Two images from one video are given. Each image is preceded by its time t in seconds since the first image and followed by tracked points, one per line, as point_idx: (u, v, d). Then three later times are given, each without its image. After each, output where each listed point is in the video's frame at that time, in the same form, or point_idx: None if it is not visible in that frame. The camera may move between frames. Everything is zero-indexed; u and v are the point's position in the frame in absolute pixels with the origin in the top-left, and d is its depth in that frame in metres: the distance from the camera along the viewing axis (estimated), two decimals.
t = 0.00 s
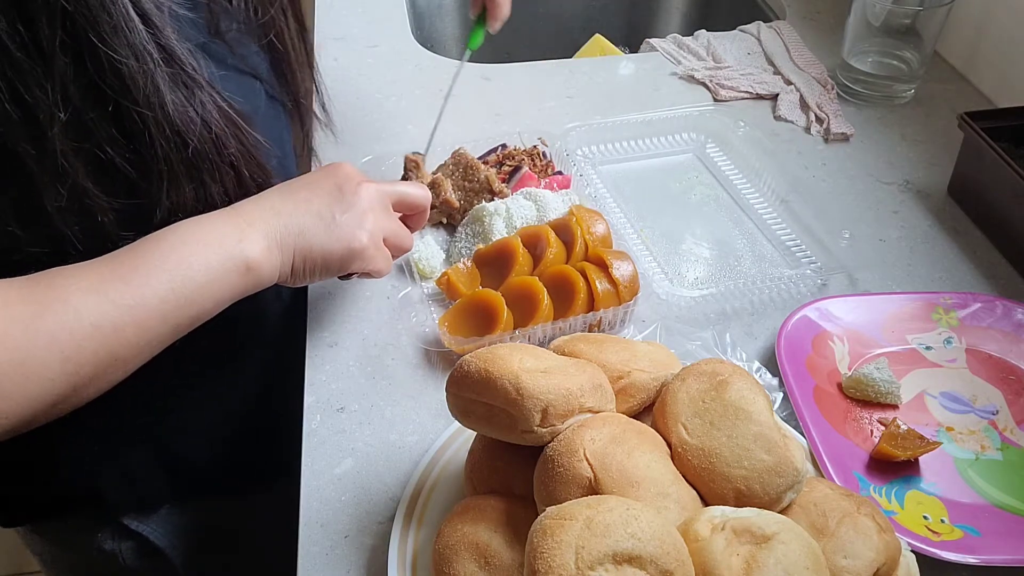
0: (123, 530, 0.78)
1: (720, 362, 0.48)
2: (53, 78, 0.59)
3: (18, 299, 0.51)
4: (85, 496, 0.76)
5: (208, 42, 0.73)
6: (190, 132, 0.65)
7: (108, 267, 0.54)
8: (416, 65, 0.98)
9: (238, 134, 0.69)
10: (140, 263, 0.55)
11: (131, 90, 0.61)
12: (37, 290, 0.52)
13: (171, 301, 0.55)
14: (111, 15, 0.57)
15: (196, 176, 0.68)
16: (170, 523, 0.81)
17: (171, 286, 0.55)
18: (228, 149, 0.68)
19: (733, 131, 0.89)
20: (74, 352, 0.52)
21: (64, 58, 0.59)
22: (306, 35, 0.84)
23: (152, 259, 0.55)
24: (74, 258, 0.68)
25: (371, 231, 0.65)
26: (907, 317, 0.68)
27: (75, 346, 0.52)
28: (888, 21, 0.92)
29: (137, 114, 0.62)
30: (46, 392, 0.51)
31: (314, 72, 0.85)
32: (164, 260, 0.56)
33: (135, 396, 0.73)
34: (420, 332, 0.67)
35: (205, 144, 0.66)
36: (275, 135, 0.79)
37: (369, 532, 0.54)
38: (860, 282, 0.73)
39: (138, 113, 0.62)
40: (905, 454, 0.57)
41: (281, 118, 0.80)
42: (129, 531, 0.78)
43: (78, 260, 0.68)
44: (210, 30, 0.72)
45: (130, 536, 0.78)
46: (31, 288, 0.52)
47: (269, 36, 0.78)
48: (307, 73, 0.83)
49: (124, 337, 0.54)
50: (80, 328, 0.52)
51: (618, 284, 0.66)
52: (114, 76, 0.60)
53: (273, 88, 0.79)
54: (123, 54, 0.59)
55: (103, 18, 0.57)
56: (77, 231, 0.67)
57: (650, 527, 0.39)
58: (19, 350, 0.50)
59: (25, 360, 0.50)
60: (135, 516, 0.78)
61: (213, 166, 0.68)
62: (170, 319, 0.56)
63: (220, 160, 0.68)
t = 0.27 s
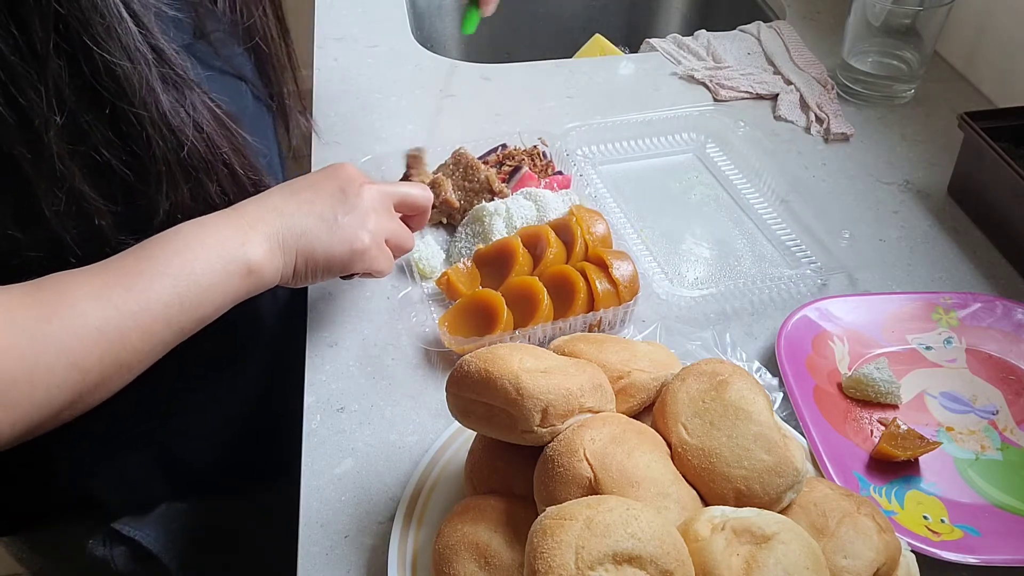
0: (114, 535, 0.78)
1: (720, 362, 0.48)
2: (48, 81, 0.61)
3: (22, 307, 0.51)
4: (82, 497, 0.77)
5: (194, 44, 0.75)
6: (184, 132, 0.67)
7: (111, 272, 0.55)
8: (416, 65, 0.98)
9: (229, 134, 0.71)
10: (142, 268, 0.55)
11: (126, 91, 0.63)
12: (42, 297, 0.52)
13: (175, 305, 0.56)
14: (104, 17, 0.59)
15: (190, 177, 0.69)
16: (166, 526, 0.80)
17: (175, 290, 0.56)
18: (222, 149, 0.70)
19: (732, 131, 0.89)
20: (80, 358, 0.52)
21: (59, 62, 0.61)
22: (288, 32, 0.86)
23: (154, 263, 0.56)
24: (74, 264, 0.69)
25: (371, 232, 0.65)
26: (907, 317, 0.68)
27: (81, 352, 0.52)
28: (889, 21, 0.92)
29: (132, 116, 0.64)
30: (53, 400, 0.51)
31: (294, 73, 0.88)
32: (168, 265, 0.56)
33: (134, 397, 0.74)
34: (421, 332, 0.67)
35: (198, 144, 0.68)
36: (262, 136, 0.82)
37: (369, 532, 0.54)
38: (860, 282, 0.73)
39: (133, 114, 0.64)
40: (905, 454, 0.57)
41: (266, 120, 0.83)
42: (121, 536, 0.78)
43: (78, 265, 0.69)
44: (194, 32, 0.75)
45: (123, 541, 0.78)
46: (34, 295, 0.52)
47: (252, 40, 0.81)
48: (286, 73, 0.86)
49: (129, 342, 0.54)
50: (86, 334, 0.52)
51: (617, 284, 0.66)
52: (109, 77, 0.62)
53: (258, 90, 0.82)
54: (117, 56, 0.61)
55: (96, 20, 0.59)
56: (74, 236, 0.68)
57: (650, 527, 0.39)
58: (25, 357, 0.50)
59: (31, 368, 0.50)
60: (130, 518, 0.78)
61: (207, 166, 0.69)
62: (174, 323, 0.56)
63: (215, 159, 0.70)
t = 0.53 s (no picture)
0: (114, 536, 0.78)
1: (720, 362, 0.48)
2: (42, 86, 0.61)
3: (22, 315, 0.51)
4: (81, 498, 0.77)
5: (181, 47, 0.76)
6: (177, 135, 0.67)
7: (110, 280, 0.55)
8: (416, 65, 0.98)
9: (221, 136, 0.72)
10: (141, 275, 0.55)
11: (121, 94, 0.63)
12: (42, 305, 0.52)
13: (174, 313, 0.56)
14: (98, 20, 0.59)
15: (184, 180, 0.70)
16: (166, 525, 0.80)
17: (175, 297, 0.56)
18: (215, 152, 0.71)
19: (731, 131, 0.89)
20: (81, 365, 0.52)
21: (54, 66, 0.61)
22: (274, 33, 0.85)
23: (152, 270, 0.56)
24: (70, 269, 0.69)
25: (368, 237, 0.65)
26: (906, 317, 0.68)
27: (80, 360, 0.52)
28: (889, 21, 0.92)
29: (126, 119, 0.65)
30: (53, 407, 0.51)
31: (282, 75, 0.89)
32: (166, 271, 0.56)
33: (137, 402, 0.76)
34: (421, 332, 0.67)
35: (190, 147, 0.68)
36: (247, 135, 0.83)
37: (369, 532, 0.54)
38: (860, 282, 0.73)
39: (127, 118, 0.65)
40: (905, 454, 0.57)
41: (249, 120, 0.84)
42: (120, 536, 0.78)
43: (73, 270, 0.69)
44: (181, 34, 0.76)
45: (123, 542, 0.78)
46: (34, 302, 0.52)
47: (240, 43, 0.80)
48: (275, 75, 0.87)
49: (130, 349, 0.54)
50: (88, 341, 0.52)
51: (618, 284, 0.66)
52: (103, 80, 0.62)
53: (245, 91, 0.83)
54: (111, 59, 0.61)
55: (91, 24, 0.59)
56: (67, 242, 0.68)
57: (650, 527, 0.39)
58: (25, 365, 0.50)
59: (32, 376, 0.50)
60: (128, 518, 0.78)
61: (200, 170, 0.70)
62: (172, 331, 0.56)
63: (208, 162, 0.70)
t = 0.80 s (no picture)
0: (101, 538, 0.76)
1: (720, 362, 0.48)
2: (24, 95, 0.62)
3: (17, 323, 0.52)
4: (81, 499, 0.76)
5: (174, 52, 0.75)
6: (161, 143, 0.67)
7: (104, 290, 0.55)
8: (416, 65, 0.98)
9: (208, 144, 0.72)
10: (133, 286, 0.56)
11: (104, 103, 0.63)
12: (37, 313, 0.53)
13: (167, 324, 0.56)
14: (78, 29, 0.59)
15: (169, 188, 0.70)
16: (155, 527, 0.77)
17: (168, 308, 0.56)
18: (201, 160, 0.71)
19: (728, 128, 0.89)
20: (74, 373, 0.53)
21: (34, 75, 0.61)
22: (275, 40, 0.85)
23: (145, 282, 0.57)
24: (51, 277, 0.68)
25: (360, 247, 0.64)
26: (906, 317, 0.68)
27: (74, 367, 0.53)
28: (889, 21, 0.92)
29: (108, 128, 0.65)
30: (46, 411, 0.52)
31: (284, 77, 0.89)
32: (160, 283, 0.57)
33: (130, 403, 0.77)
34: (421, 332, 0.67)
35: (174, 156, 0.68)
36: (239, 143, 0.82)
37: (369, 532, 0.54)
38: (860, 283, 0.73)
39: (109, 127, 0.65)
40: (905, 454, 0.57)
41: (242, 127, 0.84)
42: (107, 539, 0.76)
43: (52, 276, 0.68)
44: (176, 42, 0.74)
45: (110, 545, 0.76)
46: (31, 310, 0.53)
47: (238, 46, 0.81)
48: (275, 79, 0.86)
49: (121, 359, 0.55)
50: (81, 349, 0.53)
51: (616, 282, 0.66)
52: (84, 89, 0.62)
53: (240, 96, 0.83)
54: (92, 68, 0.61)
55: (72, 33, 0.59)
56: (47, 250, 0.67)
57: (650, 527, 0.39)
58: (19, 371, 0.51)
59: (26, 382, 0.51)
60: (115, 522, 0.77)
61: (185, 177, 0.70)
62: (165, 341, 0.57)
63: (193, 170, 0.70)
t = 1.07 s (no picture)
0: (95, 542, 0.77)
1: (720, 362, 0.48)
2: (13, 96, 0.61)
3: (10, 325, 0.52)
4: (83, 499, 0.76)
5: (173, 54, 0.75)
6: (155, 145, 0.67)
7: (98, 293, 0.56)
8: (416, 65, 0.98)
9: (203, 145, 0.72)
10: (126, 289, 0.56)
11: (95, 106, 0.63)
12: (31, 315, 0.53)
13: (160, 329, 0.56)
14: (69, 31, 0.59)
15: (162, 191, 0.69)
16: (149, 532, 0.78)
17: (162, 313, 0.56)
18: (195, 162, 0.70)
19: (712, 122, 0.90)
20: (67, 375, 0.53)
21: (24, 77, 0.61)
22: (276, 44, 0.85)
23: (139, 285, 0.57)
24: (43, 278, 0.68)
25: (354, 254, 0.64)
26: (906, 317, 0.68)
27: (67, 368, 0.53)
28: (889, 21, 0.92)
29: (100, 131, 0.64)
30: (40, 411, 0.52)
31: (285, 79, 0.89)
32: (155, 288, 0.57)
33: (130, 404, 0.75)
34: (421, 332, 0.67)
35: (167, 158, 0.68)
36: (241, 145, 0.83)
37: (369, 532, 0.54)
38: (860, 283, 0.73)
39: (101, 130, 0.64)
40: (905, 454, 0.57)
41: (246, 130, 0.84)
42: (101, 543, 0.77)
43: (43, 278, 0.68)
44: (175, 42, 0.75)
45: (104, 548, 0.77)
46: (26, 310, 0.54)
47: (239, 48, 0.80)
48: (275, 82, 0.86)
49: (115, 362, 0.55)
50: (74, 352, 0.53)
51: (614, 275, 0.66)
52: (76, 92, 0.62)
53: (240, 98, 0.83)
54: (84, 70, 0.61)
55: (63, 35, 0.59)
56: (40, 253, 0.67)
57: (650, 527, 0.39)
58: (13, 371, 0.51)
59: (20, 382, 0.51)
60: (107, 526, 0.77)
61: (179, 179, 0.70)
62: (159, 344, 0.57)
63: (188, 172, 0.70)
